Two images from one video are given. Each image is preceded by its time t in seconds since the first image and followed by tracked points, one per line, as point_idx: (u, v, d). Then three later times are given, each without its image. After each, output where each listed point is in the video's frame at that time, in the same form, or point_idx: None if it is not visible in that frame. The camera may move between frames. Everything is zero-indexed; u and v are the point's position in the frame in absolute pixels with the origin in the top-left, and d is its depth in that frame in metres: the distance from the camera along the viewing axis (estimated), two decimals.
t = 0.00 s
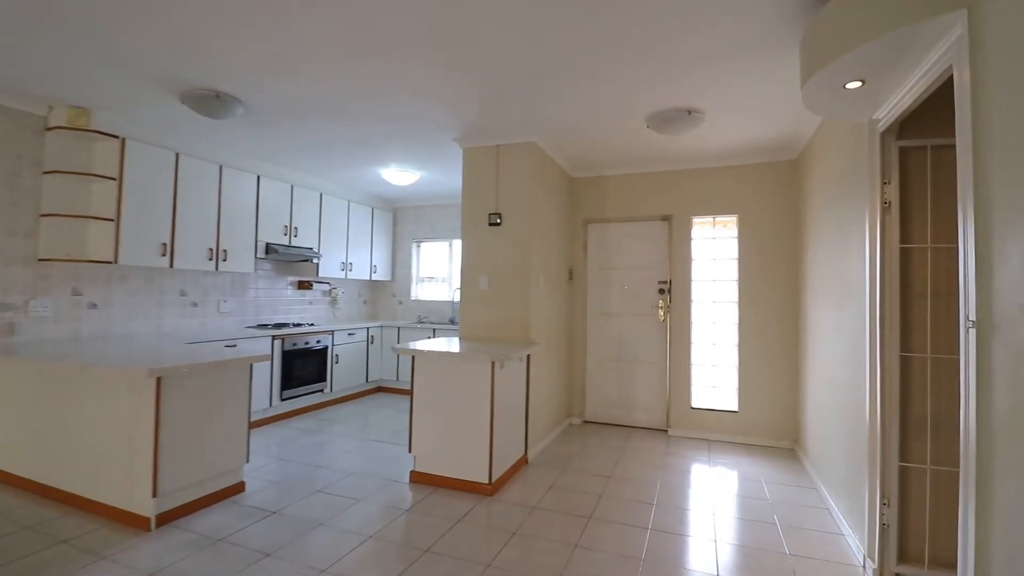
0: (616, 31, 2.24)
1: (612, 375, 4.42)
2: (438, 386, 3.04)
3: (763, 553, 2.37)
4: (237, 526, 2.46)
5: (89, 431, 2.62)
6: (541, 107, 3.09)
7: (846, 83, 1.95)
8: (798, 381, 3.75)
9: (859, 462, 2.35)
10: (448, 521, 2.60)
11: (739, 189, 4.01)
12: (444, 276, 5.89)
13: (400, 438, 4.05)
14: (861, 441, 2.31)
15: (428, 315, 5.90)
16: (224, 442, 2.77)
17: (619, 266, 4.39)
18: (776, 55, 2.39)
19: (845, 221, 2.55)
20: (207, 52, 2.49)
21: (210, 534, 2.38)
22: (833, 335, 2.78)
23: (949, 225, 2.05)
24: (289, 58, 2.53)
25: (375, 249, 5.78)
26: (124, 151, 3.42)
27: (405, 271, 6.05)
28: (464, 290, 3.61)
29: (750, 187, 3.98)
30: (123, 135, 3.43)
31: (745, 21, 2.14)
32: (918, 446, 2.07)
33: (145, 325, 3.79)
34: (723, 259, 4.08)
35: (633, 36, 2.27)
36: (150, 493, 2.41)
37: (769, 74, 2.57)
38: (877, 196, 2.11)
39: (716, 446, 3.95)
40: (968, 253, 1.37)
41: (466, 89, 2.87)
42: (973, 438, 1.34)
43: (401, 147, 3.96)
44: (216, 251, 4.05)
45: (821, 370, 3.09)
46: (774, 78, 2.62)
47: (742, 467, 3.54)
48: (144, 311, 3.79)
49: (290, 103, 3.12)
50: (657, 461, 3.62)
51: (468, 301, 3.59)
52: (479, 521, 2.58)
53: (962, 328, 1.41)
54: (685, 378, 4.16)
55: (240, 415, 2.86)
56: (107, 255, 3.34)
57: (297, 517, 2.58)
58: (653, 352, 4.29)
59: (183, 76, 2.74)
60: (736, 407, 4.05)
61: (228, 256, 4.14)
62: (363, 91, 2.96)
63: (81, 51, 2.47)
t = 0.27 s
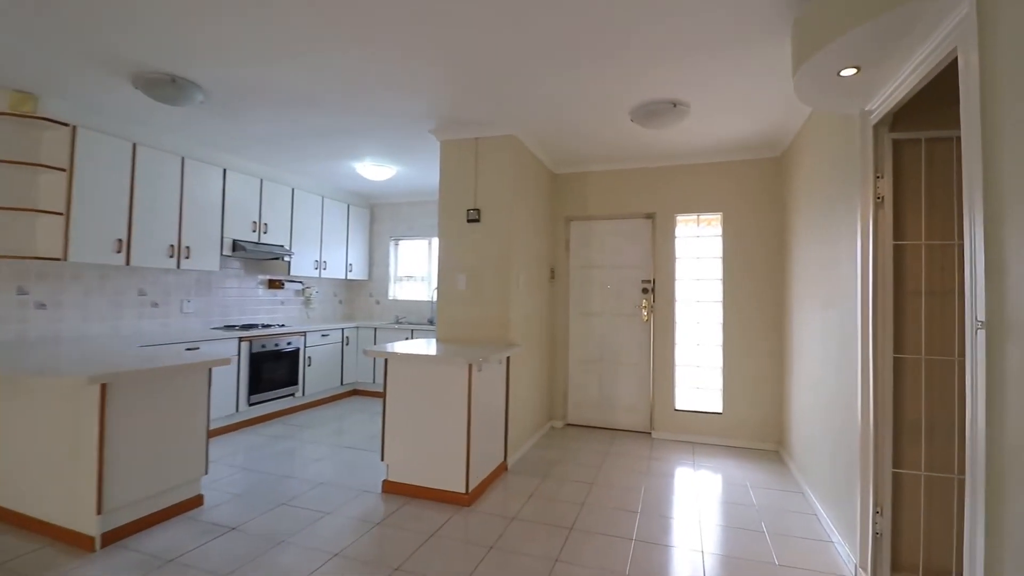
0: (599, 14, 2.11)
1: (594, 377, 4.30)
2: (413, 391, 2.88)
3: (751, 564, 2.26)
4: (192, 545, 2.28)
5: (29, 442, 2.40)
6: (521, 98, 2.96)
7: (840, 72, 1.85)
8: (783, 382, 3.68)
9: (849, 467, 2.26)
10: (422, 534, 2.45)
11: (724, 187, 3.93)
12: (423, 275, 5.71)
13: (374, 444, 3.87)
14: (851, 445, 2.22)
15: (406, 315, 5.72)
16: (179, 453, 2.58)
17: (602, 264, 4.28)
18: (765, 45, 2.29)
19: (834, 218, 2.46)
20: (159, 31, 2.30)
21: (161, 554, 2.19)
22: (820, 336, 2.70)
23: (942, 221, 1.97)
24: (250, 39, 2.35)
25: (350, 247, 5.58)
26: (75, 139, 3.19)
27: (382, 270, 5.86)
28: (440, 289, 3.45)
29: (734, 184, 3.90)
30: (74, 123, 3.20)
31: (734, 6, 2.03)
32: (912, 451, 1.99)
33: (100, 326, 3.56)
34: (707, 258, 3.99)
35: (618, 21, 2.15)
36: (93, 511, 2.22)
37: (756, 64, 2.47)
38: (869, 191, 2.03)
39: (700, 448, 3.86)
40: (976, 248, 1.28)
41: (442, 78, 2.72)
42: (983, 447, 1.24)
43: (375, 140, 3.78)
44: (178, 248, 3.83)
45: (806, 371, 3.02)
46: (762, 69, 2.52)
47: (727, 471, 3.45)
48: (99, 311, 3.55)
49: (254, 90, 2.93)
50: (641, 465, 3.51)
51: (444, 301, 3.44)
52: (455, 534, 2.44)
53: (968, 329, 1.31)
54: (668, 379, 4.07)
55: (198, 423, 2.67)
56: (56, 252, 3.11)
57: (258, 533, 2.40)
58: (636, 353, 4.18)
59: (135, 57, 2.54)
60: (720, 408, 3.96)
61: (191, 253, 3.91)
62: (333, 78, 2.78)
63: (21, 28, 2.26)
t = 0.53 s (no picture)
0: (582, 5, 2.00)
1: (576, 381, 4.20)
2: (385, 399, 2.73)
3: None
4: (142, 570, 2.10)
5: None
6: (501, 93, 2.83)
7: (832, 65, 1.76)
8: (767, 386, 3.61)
9: (838, 476, 2.18)
10: (396, 551, 2.30)
11: (708, 187, 3.86)
12: (401, 276, 5.55)
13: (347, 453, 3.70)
14: (840, 454, 2.15)
15: (383, 318, 5.54)
16: (130, 469, 2.40)
17: (584, 266, 4.18)
18: (754, 41, 2.20)
19: (822, 219, 2.39)
20: (106, 14, 2.12)
21: None
22: (807, 340, 2.63)
23: (934, 223, 1.90)
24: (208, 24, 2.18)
25: (325, 247, 5.39)
26: (21, 131, 2.97)
27: (358, 271, 5.67)
28: (416, 292, 3.30)
29: (718, 185, 3.83)
30: (20, 113, 2.98)
31: None
32: (904, 460, 1.91)
33: (51, 331, 3.33)
34: (690, 259, 3.91)
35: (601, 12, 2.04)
36: (31, 535, 2.04)
37: (743, 61, 2.39)
38: (860, 191, 1.95)
39: (684, 454, 3.78)
40: (980, 251, 1.20)
41: (417, 70, 2.58)
42: (990, 465, 1.16)
43: (349, 135, 3.62)
44: (137, 247, 3.61)
45: (792, 375, 2.95)
46: (748, 66, 2.43)
47: (711, 477, 3.37)
48: (50, 315, 3.33)
49: (216, 80, 2.75)
50: (624, 472, 3.41)
51: (420, 303, 3.29)
52: (430, 551, 2.30)
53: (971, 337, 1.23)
54: (652, 383, 3.98)
55: (152, 437, 2.48)
56: None
57: (216, 555, 2.24)
58: (619, 356, 4.09)
59: (82, 42, 2.34)
60: (704, 413, 3.89)
61: (151, 253, 3.70)
62: (301, 69, 2.62)
63: None
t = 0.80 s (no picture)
0: None
1: (554, 384, 4.10)
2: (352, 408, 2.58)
3: None
4: None
5: None
6: (475, 87, 2.71)
7: (818, 58, 1.68)
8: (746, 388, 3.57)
9: (820, 483, 2.12)
10: (363, 569, 2.16)
11: (686, 187, 3.80)
12: (374, 276, 5.38)
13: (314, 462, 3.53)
14: (823, 460, 2.09)
15: (356, 319, 5.37)
16: (70, 488, 2.20)
17: (562, 266, 4.08)
18: (736, 36, 2.12)
19: (803, 219, 2.33)
20: None
21: None
22: (787, 343, 2.58)
23: (918, 224, 1.86)
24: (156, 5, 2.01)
25: (294, 247, 5.19)
26: None
27: (330, 271, 5.48)
28: (387, 293, 3.16)
29: (697, 184, 3.78)
30: None
31: None
32: (887, 466, 1.86)
33: None
34: (669, 260, 3.85)
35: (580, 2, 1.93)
36: None
37: (724, 57, 2.31)
38: (843, 190, 1.90)
39: (663, 458, 3.71)
40: (976, 252, 1.13)
41: (387, 61, 2.44)
42: (987, 479, 1.09)
43: (317, 129, 3.46)
44: (87, 245, 3.38)
45: (771, 378, 2.90)
46: (729, 63, 2.37)
47: (691, 482, 3.30)
48: None
49: (169, 67, 2.57)
50: (604, 477, 3.32)
51: (391, 305, 3.15)
52: (400, 568, 2.17)
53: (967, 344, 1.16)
54: (631, 386, 3.90)
55: (96, 452, 2.29)
56: None
57: None
58: (597, 359, 4.01)
59: (15, 22, 2.14)
60: (683, 415, 3.83)
61: (103, 252, 3.47)
62: (263, 58, 2.47)
63: None
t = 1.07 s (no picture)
0: None
1: (524, 385, 3.99)
2: (308, 414, 2.41)
3: None
4: None
5: None
6: (441, 75, 2.58)
7: (796, 48, 1.62)
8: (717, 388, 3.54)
9: (794, 486, 2.07)
10: None
11: (658, 185, 3.75)
12: (338, 275, 5.17)
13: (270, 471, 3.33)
14: (796, 462, 2.04)
15: (319, 320, 5.15)
16: None
17: (532, 265, 3.98)
18: (711, 27, 2.06)
19: (776, 217, 2.29)
20: None
21: None
22: (759, 343, 2.54)
23: (892, 221, 1.82)
24: None
25: (253, 243, 4.94)
26: None
27: (292, 269, 5.25)
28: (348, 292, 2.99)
29: (668, 183, 3.73)
30: None
31: None
32: (862, 468, 1.83)
33: None
34: (640, 259, 3.80)
35: None
36: None
37: (698, 50, 2.25)
38: (818, 186, 1.85)
39: (635, 459, 3.65)
40: (964, 248, 1.07)
41: (346, 44, 2.29)
42: (976, 487, 1.03)
43: (273, 117, 3.26)
44: (16, 239, 3.10)
45: (743, 378, 2.87)
46: (703, 56, 2.31)
47: (663, 484, 3.25)
48: None
49: (105, 44, 2.35)
50: (575, 481, 3.23)
51: (353, 305, 2.98)
52: None
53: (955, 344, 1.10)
54: (602, 387, 3.83)
55: (16, 467, 2.06)
56: None
57: None
58: (568, 359, 3.92)
59: None
60: (654, 416, 3.78)
61: (35, 246, 3.19)
62: (211, 37, 2.28)
63: None
